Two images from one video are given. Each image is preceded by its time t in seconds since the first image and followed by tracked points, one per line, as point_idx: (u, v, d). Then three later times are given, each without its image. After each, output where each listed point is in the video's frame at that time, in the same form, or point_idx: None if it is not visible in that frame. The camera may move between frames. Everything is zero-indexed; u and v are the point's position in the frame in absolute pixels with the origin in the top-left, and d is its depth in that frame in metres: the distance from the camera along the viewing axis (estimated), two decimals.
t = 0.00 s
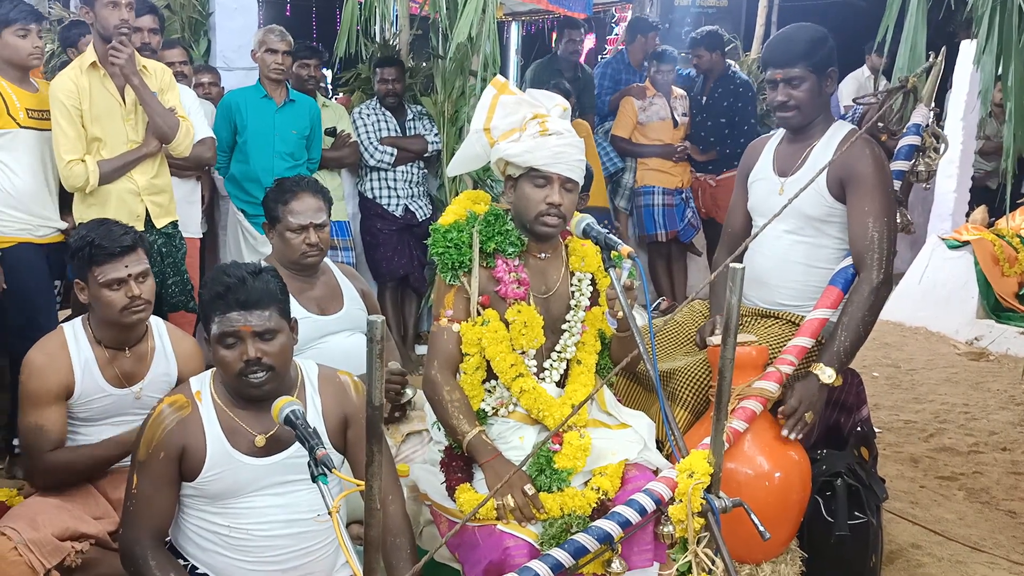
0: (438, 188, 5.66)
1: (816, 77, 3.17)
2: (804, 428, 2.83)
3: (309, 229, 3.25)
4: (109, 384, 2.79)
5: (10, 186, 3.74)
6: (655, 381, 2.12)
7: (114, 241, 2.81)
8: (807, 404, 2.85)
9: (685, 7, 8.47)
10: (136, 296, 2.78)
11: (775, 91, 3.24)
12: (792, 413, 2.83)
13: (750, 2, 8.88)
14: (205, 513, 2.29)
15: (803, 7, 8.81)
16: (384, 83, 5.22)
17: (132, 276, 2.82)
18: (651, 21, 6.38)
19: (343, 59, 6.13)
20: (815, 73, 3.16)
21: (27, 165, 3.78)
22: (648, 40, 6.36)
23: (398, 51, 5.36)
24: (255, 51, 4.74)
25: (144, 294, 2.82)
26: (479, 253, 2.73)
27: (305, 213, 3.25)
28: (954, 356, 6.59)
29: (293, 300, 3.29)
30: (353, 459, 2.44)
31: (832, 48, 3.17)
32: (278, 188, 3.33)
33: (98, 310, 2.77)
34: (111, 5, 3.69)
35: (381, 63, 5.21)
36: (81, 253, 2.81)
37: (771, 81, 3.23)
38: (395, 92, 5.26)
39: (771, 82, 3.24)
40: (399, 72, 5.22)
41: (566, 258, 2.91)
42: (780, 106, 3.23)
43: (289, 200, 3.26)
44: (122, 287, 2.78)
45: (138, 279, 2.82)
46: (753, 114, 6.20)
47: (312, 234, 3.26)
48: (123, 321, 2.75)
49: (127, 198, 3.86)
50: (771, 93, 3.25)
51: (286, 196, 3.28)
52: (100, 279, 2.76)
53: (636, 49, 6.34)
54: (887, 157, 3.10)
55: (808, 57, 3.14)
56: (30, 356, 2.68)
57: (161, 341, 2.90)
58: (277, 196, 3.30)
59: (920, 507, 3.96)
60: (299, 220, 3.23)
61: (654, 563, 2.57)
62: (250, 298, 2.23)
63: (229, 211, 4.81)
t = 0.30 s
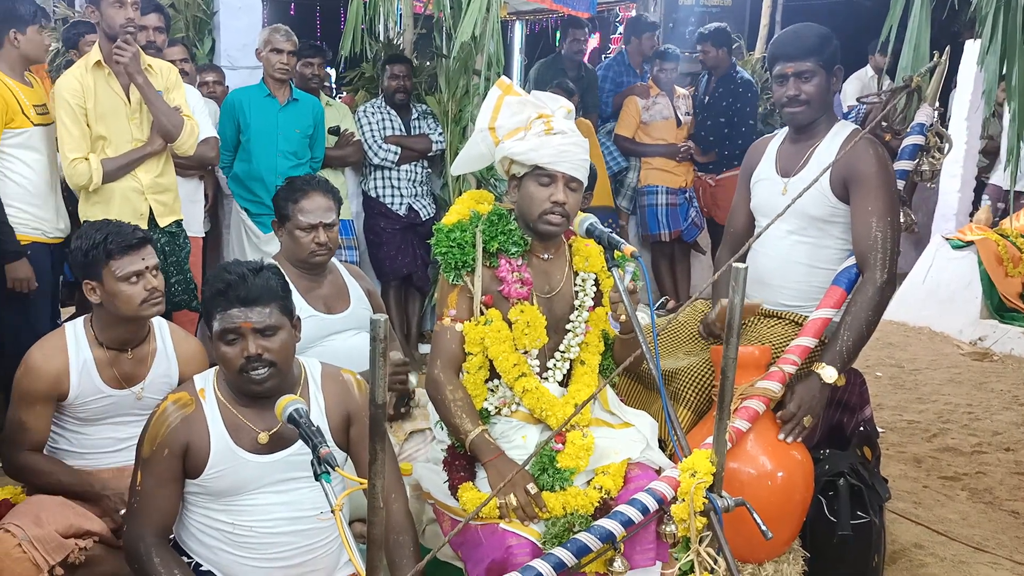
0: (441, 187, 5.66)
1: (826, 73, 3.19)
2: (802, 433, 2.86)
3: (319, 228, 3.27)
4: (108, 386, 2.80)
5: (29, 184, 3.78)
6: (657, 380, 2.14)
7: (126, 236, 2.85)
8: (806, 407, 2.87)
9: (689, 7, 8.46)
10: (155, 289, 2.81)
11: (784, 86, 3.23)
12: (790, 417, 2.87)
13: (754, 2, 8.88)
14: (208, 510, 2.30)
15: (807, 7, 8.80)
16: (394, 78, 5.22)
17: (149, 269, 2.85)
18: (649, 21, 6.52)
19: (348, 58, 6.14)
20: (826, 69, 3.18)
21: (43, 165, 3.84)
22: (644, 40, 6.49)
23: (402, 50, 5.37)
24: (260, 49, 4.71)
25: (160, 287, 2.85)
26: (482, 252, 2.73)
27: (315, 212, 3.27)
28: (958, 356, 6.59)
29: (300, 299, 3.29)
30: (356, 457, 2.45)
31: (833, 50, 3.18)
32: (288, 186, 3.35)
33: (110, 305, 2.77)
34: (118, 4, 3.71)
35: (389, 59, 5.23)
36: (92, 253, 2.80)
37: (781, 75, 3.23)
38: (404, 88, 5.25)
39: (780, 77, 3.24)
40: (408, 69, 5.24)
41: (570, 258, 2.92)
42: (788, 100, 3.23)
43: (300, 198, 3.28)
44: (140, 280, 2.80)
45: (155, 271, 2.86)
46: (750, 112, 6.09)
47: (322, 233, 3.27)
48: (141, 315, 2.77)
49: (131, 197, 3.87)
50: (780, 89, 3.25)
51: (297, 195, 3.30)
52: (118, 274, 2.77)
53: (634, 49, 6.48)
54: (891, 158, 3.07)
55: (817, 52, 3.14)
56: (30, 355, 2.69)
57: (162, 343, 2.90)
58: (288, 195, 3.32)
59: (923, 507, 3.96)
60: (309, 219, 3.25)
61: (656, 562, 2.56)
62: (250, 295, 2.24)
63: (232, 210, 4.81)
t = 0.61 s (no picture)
0: (445, 187, 5.66)
1: (832, 72, 3.19)
2: (804, 432, 2.87)
3: (332, 227, 3.29)
4: (114, 385, 2.81)
5: (40, 184, 3.82)
6: (660, 378, 2.14)
7: (128, 235, 2.86)
8: (809, 407, 2.89)
9: (693, 6, 8.43)
10: (158, 288, 2.83)
11: (791, 81, 3.22)
12: (794, 416, 2.87)
13: (758, 1, 8.86)
14: (212, 508, 2.31)
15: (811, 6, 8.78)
16: (398, 75, 5.22)
17: (151, 268, 2.87)
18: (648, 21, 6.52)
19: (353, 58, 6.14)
20: (833, 68, 3.19)
21: (51, 163, 3.88)
22: (643, 40, 6.50)
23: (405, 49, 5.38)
24: (266, 50, 4.76)
25: (162, 287, 2.87)
26: (485, 252, 2.73)
27: (329, 211, 3.29)
28: (961, 356, 6.58)
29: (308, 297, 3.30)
30: (359, 455, 2.46)
31: (842, 50, 3.19)
32: (303, 184, 3.36)
33: (112, 306, 2.79)
34: (127, 4, 3.71)
35: (393, 56, 5.22)
36: (95, 251, 2.82)
37: (788, 71, 3.22)
38: (409, 84, 5.25)
39: (787, 73, 3.23)
40: (413, 65, 5.25)
41: (573, 259, 2.92)
42: (793, 96, 3.22)
43: (315, 196, 3.29)
44: (142, 280, 2.82)
45: (157, 271, 2.88)
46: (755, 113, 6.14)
47: (334, 232, 3.29)
48: (145, 314, 2.79)
49: (135, 195, 3.88)
50: (787, 84, 3.23)
51: (311, 193, 3.31)
52: (120, 273, 2.79)
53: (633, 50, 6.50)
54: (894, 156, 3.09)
55: (826, 52, 3.16)
56: (35, 356, 2.70)
57: (167, 341, 2.91)
58: (302, 192, 3.33)
59: (926, 507, 3.95)
60: (324, 217, 3.27)
61: (659, 561, 2.56)
62: (253, 294, 2.24)
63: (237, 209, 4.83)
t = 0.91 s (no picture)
0: (447, 187, 5.67)
1: (834, 73, 3.20)
2: (806, 431, 2.88)
3: (340, 226, 3.31)
4: (117, 385, 2.82)
5: (49, 184, 3.86)
6: (662, 378, 2.14)
7: (128, 237, 2.86)
8: (810, 406, 2.90)
9: (695, 6, 8.43)
10: (155, 291, 2.83)
11: (793, 85, 3.22)
12: (796, 415, 2.88)
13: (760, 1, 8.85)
14: (216, 507, 2.32)
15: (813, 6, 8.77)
16: (400, 75, 5.24)
17: (150, 271, 2.87)
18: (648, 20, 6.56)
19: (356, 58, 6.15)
20: (834, 69, 3.19)
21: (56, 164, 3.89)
22: (642, 40, 6.56)
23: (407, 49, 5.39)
24: (274, 50, 4.75)
25: (161, 289, 2.87)
26: (487, 253, 2.74)
27: (336, 210, 3.31)
28: (964, 356, 6.57)
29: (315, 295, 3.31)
30: (362, 454, 2.47)
31: (843, 51, 3.19)
32: (313, 183, 3.39)
33: (113, 307, 2.81)
34: (133, 6, 3.71)
35: (395, 57, 5.24)
36: (95, 252, 2.83)
37: (790, 74, 3.22)
38: (411, 84, 5.27)
39: (788, 76, 3.23)
40: (416, 65, 5.26)
41: (575, 260, 2.93)
42: (796, 99, 3.22)
43: (322, 195, 3.32)
44: (140, 282, 2.82)
45: (156, 273, 2.88)
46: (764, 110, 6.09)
47: (341, 232, 3.30)
48: (143, 316, 2.79)
49: (138, 195, 3.89)
50: (789, 87, 3.24)
51: (320, 192, 3.33)
52: (118, 275, 2.80)
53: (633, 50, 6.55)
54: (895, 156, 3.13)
55: (827, 54, 3.16)
56: (38, 356, 2.72)
57: (169, 342, 2.92)
58: (311, 191, 3.36)
59: (929, 506, 3.96)
60: (330, 216, 3.29)
61: (661, 559, 2.56)
62: (255, 296, 2.25)
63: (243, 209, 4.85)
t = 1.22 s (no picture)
0: (450, 185, 5.68)
1: (836, 69, 3.19)
2: (808, 427, 2.87)
3: (341, 223, 3.32)
4: (119, 381, 2.84)
5: (56, 176, 3.86)
6: (663, 373, 2.14)
7: (125, 234, 2.85)
8: (813, 402, 2.89)
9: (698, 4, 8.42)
10: (151, 289, 2.82)
11: (796, 82, 3.22)
12: (798, 412, 2.87)
13: None
14: (218, 503, 2.33)
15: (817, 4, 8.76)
16: (403, 71, 5.26)
17: (146, 269, 2.85)
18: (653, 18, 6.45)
19: (358, 56, 6.15)
20: (835, 65, 3.18)
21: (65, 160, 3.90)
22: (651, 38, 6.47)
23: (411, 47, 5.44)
24: (283, 50, 4.80)
25: (158, 287, 2.86)
26: (489, 250, 2.74)
27: (338, 207, 3.32)
28: (968, 353, 6.56)
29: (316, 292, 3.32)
30: (364, 450, 2.48)
31: (842, 47, 3.19)
32: (314, 180, 3.41)
33: (111, 305, 2.81)
34: (137, 6, 3.72)
35: (397, 54, 5.26)
36: (93, 249, 2.84)
37: (792, 72, 3.22)
38: (414, 82, 5.28)
39: (790, 74, 3.23)
40: (418, 62, 5.28)
41: (577, 258, 2.93)
42: (798, 97, 3.22)
43: (324, 192, 3.32)
44: (136, 280, 2.81)
45: (152, 271, 2.86)
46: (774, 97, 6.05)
47: (343, 228, 3.31)
48: (139, 314, 2.79)
49: (140, 193, 3.90)
50: (790, 85, 3.24)
51: (322, 188, 3.35)
52: (114, 273, 2.80)
53: (639, 47, 6.48)
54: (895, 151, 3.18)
55: (828, 51, 3.15)
56: (40, 352, 2.73)
57: (171, 338, 2.93)
58: (313, 188, 3.38)
59: (932, 503, 3.95)
60: (332, 212, 3.30)
61: (663, 555, 2.57)
62: (257, 293, 2.25)
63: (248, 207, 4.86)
